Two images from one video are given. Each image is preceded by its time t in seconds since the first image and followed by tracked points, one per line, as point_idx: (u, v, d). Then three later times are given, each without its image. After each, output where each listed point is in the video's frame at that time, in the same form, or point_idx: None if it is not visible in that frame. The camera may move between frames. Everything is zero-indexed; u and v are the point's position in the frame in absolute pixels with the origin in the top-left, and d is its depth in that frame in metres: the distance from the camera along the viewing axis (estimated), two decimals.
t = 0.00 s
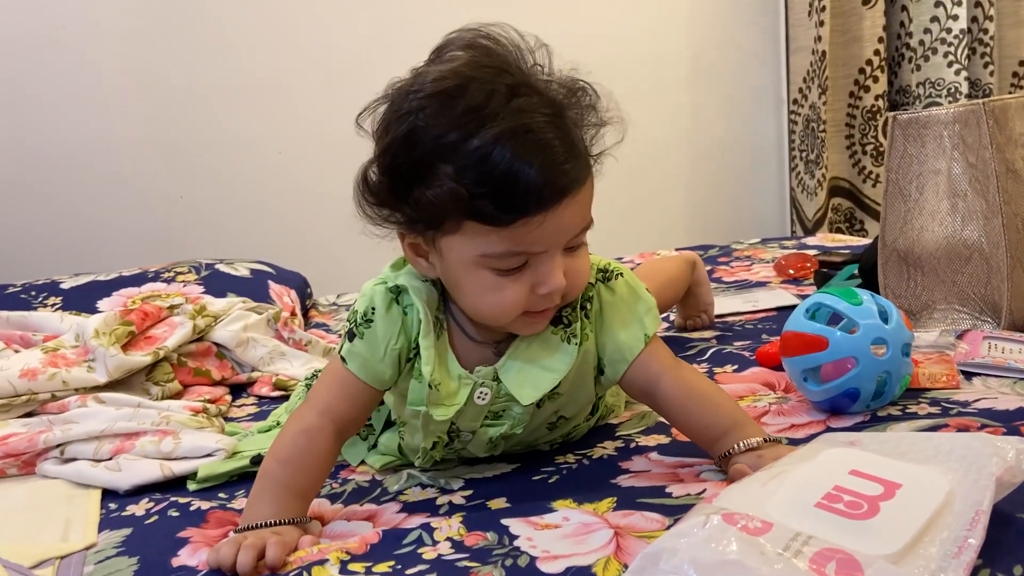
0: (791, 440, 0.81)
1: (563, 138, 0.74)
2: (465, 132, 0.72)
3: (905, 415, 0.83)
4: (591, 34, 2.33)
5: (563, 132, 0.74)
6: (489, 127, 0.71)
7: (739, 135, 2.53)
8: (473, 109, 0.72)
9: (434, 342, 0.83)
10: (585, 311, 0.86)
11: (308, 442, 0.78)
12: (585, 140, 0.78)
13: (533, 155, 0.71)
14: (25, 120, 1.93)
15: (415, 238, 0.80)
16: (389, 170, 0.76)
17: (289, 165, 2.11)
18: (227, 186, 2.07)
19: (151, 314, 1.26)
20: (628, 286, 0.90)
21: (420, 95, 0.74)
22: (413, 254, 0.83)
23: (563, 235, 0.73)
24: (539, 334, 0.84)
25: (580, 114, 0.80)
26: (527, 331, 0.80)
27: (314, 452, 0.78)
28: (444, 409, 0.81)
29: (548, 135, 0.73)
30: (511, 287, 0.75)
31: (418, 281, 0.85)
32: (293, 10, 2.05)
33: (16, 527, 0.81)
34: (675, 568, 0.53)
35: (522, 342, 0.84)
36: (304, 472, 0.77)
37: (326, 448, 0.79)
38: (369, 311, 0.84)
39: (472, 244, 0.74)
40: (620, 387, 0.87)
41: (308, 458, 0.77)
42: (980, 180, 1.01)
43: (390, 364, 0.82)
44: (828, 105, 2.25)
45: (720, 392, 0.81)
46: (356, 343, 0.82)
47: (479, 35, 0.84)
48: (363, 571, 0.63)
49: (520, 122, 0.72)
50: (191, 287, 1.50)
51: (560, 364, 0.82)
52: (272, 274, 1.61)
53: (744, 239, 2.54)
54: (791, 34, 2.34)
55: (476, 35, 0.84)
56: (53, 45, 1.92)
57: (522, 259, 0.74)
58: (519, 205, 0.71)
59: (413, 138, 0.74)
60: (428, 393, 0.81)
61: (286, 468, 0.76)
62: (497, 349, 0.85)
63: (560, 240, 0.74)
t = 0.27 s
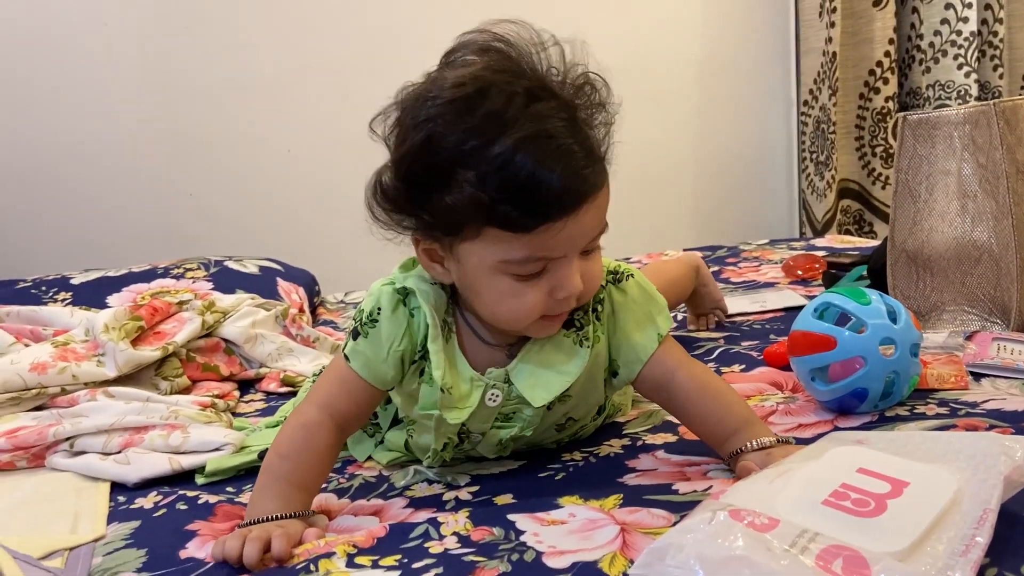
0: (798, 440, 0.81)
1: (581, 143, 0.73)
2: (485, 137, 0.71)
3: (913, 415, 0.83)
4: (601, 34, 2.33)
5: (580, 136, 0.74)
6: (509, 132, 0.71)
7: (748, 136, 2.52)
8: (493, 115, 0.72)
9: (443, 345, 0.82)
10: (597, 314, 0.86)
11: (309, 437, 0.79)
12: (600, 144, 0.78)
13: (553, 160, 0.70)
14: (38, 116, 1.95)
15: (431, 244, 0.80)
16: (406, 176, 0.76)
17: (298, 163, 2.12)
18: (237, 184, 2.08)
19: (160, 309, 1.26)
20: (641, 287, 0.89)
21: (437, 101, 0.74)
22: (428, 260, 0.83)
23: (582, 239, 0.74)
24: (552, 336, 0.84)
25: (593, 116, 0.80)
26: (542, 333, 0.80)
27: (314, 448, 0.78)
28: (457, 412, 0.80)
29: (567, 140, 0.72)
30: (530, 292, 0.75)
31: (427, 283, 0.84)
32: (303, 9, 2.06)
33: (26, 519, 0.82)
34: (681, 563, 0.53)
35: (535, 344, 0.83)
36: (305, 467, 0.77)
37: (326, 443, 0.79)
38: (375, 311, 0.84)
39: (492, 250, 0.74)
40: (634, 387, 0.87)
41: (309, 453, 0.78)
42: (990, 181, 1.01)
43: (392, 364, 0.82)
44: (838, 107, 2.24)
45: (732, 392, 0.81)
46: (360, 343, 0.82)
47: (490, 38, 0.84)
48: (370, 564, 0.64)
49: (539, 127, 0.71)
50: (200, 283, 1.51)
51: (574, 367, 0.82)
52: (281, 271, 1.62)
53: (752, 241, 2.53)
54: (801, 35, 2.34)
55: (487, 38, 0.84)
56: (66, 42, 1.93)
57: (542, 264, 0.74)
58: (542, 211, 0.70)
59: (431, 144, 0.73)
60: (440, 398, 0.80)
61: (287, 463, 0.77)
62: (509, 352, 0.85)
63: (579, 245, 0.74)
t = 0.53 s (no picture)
0: (802, 444, 0.81)
1: (597, 159, 0.74)
2: (505, 155, 0.71)
3: (917, 421, 0.83)
4: (607, 36, 2.33)
5: (596, 153, 0.74)
6: (529, 149, 0.71)
7: (754, 139, 2.52)
8: (512, 132, 0.72)
9: (433, 366, 0.82)
10: (598, 331, 0.85)
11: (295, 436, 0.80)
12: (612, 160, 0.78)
13: (574, 176, 0.71)
14: (47, 116, 1.96)
15: (442, 264, 0.80)
16: (420, 195, 0.75)
17: (305, 164, 2.12)
18: (244, 184, 2.09)
19: (167, 309, 1.27)
20: (643, 300, 0.89)
21: (452, 120, 0.73)
22: (436, 280, 0.82)
23: (597, 254, 0.74)
24: (552, 354, 0.83)
25: (602, 132, 0.80)
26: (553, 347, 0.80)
27: (299, 446, 0.80)
28: (457, 434, 0.79)
29: (584, 157, 0.73)
30: (545, 309, 0.75)
31: (414, 304, 0.84)
32: (310, 11, 2.06)
33: (32, 518, 0.82)
34: (683, 567, 0.53)
35: (536, 362, 0.83)
36: (294, 465, 0.78)
37: (310, 441, 0.81)
38: (360, 329, 0.84)
39: (511, 269, 0.73)
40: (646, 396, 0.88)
41: (296, 450, 0.79)
42: (996, 186, 1.01)
43: (374, 382, 0.82)
44: (845, 110, 2.24)
45: (739, 395, 0.82)
46: (343, 360, 0.83)
47: (493, 57, 0.84)
48: (373, 565, 0.64)
49: (558, 144, 0.72)
50: (207, 283, 1.52)
51: (572, 385, 0.81)
52: (287, 272, 1.63)
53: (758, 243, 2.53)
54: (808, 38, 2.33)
55: (492, 57, 0.84)
56: (76, 42, 1.94)
57: (558, 281, 0.74)
58: (564, 227, 0.70)
59: (448, 162, 0.72)
60: (436, 420, 0.79)
61: (276, 462, 0.78)
62: (508, 368, 0.84)
63: (595, 260, 0.75)
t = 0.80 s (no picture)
0: (810, 443, 0.81)
1: (604, 165, 0.73)
2: (512, 168, 0.70)
3: (926, 420, 0.82)
4: (614, 35, 2.33)
5: (602, 159, 0.74)
6: (535, 161, 0.70)
7: (762, 138, 2.52)
8: (517, 145, 0.71)
9: (436, 374, 0.82)
10: (606, 339, 0.85)
11: (299, 430, 0.80)
12: (618, 165, 0.78)
13: (582, 184, 0.70)
14: (55, 112, 1.96)
15: (449, 277, 0.79)
16: (426, 210, 0.74)
17: (312, 161, 2.13)
18: (251, 181, 2.09)
19: (173, 305, 1.27)
20: (654, 307, 0.88)
21: (456, 134, 0.73)
22: (442, 292, 0.81)
23: (605, 263, 0.74)
24: (558, 361, 0.82)
25: (606, 135, 0.80)
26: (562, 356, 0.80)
27: (304, 440, 0.80)
28: (460, 442, 0.79)
29: (591, 165, 0.72)
30: (555, 320, 0.75)
31: (416, 312, 0.83)
32: (318, 8, 2.07)
33: (39, 511, 0.82)
34: (691, 563, 0.53)
35: (541, 368, 0.82)
36: (298, 459, 0.78)
37: (315, 435, 0.81)
38: (362, 335, 0.83)
39: (520, 281, 0.73)
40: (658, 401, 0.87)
41: (300, 444, 0.79)
42: (1008, 185, 1.01)
43: (376, 388, 0.81)
44: (852, 110, 2.23)
45: (748, 394, 0.82)
46: (345, 365, 0.82)
47: (492, 64, 0.83)
48: (379, 560, 0.64)
49: (564, 154, 0.71)
50: (213, 279, 1.52)
51: (576, 393, 0.81)
52: (293, 268, 1.63)
53: (764, 243, 2.52)
54: (816, 38, 2.33)
55: (491, 64, 0.83)
56: (84, 38, 1.95)
57: (566, 292, 0.74)
58: (574, 238, 0.70)
59: (454, 178, 0.72)
60: (437, 429, 0.79)
61: (281, 455, 0.78)
62: (513, 376, 0.83)
63: (604, 269, 0.74)
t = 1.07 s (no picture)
0: (816, 443, 0.81)
1: (612, 152, 0.74)
2: (525, 159, 0.70)
3: (932, 421, 0.82)
4: (618, 36, 2.33)
5: (610, 146, 0.75)
6: (548, 152, 0.71)
7: (767, 139, 2.51)
8: (528, 136, 0.71)
9: (453, 368, 0.82)
10: (614, 326, 0.86)
11: (309, 429, 0.80)
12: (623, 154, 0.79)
13: (594, 171, 0.71)
14: (62, 110, 1.97)
15: (465, 274, 0.79)
16: (438, 207, 0.74)
17: (317, 160, 2.13)
18: (256, 180, 2.10)
19: (179, 303, 1.27)
20: (655, 294, 0.88)
21: (465, 131, 0.72)
22: (458, 289, 0.82)
23: (619, 249, 0.75)
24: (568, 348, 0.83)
25: (608, 124, 0.80)
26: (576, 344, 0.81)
27: (313, 440, 0.80)
28: (480, 433, 0.79)
29: (601, 152, 0.73)
30: (575, 306, 0.75)
31: (431, 306, 0.83)
32: (323, 7, 2.07)
33: (44, 507, 0.82)
34: (696, 563, 0.52)
35: (551, 356, 0.82)
36: (306, 458, 0.78)
37: (325, 436, 0.81)
38: (377, 332, 0.83)
39: (539, 271, 0.73)
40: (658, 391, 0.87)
41: (309, 442, 0.80)
42: (1014, 186, 1.01)
43: (391, 385, 0.82)
44: (858, 111, 2.23)
45: (755, 391, 0.81)
46: (360, 362, 0.82)
47: (489, 59, 0.83)
48: (383, 558, 0.64)
49: (573, 142, 0.72)
50: (218, 277, 1.52)
51: (590, 381, 0.81)
52: (298, 267, 1.63)
53: (769, 244, 2.52)
54: (822, 38, 2.32)
55: (488, 60, 0.83)
56: (91, 36, 1.95)
57: (585, 279, 0.74)
58: (591, 225, 0.71)
59: (466, 174, 0.72)
60: (459, 421, 0.79)
61: (289, 454, 0.78)
62: (524, 364, 0.84)
63: (618, 254, 0.75)
